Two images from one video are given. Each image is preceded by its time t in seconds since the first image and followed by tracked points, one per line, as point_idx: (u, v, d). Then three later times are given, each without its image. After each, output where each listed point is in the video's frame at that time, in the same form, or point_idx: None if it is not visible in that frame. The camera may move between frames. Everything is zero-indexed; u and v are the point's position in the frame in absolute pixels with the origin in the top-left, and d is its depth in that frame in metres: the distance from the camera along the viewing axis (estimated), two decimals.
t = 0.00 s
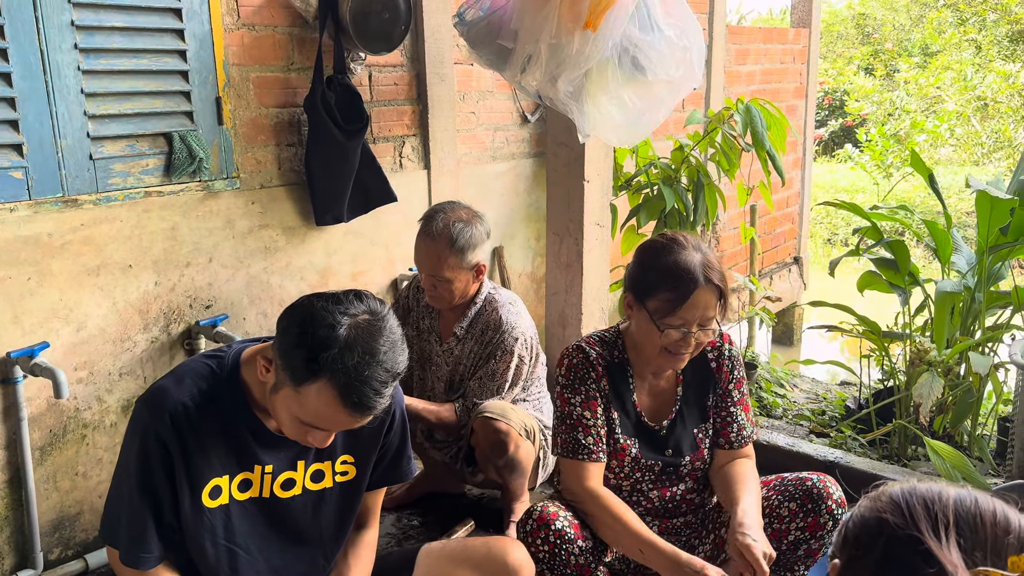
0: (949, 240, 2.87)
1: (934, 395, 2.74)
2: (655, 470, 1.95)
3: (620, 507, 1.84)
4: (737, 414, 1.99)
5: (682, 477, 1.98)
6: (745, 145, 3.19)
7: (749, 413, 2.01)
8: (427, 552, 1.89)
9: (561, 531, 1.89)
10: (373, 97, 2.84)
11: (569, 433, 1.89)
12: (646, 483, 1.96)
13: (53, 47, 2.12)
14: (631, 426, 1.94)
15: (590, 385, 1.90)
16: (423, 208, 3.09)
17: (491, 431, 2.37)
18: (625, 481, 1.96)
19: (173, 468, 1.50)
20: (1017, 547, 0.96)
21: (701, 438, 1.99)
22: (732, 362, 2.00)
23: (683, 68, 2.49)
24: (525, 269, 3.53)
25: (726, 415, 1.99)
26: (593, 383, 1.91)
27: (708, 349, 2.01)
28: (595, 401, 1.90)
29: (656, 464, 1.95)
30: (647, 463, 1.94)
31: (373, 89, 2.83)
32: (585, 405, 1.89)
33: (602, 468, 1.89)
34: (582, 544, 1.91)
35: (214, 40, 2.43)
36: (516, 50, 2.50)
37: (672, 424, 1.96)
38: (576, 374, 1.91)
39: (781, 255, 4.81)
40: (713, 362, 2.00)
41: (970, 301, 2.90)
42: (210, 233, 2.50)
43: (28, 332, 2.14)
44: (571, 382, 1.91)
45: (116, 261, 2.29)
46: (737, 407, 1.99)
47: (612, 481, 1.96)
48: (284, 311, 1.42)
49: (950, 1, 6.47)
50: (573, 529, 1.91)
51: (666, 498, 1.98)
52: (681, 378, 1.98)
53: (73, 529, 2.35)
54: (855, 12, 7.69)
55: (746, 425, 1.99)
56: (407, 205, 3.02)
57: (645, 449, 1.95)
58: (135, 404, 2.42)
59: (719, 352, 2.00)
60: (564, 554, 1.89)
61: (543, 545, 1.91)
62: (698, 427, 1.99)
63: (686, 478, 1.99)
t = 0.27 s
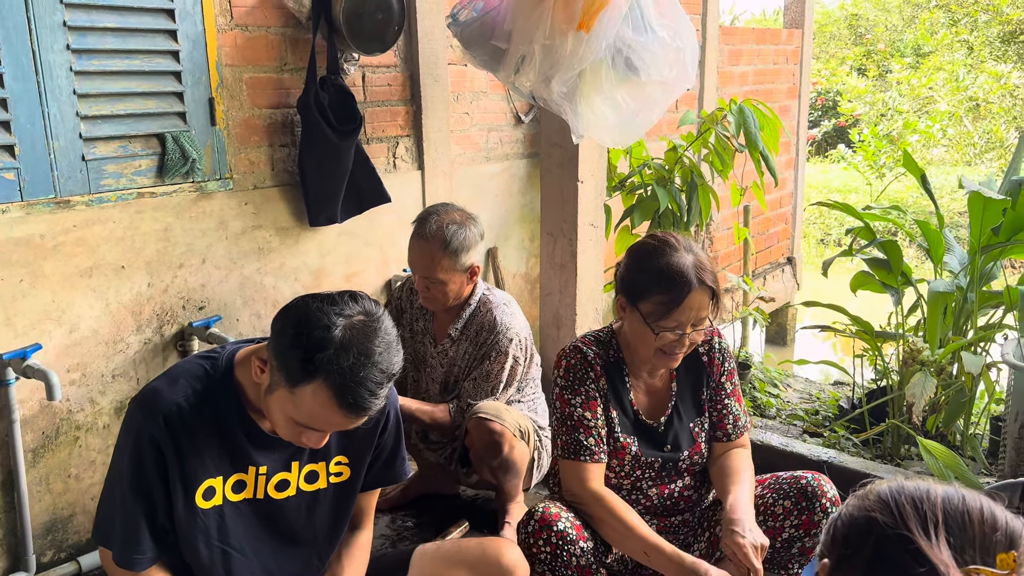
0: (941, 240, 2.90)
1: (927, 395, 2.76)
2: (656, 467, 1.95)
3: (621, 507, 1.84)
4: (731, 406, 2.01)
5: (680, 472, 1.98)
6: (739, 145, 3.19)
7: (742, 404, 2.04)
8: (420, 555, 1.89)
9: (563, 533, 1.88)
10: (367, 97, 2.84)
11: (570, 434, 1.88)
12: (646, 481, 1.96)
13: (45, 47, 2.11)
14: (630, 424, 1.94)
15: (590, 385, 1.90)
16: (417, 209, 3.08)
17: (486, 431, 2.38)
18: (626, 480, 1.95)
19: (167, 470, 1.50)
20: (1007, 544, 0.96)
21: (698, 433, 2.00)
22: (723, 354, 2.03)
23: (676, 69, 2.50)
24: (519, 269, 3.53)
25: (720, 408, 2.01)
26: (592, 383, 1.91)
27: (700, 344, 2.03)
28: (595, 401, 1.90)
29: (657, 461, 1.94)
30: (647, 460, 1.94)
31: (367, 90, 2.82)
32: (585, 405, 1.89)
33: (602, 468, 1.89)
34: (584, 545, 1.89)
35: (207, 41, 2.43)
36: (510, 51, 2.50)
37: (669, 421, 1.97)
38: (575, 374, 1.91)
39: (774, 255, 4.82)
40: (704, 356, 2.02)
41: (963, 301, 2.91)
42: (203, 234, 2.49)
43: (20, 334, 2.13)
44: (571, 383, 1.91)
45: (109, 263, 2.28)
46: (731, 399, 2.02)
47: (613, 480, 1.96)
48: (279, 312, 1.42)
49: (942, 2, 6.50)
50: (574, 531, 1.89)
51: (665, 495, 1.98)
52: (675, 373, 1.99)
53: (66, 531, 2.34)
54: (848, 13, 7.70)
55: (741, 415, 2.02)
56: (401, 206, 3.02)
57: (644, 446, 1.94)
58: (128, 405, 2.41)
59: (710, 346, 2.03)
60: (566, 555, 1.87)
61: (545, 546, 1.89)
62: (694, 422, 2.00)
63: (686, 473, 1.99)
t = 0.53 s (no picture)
0: (934, 241, 2.93)
1: (920, 395, 2.78)
2: (652, 465, 1.96)
3: (615, 507, 1.85)
4: (723, 402, 2.04)
5: (677, 469, 1.99)
6: (733, 147, 3.20)
7: (733, 400, 2.07)
8: (417, 555, 1.90)
9: (556, 531, 1.88)
10: (363, 98, 2.84)
11: (567, 434, 1.89)
12: (642, 480, 1.96)
13: (41, 48, 2.10)
14: (626, 422, 1.95)
15: (586, 385, 1.91)
16: (413, 210, 3.09)
17: (481, 432, 2.38)
18: (623, 478, 1.96)
19: (164, 469, 1.50)
20: (990, 540, 0.97)
21: (693, 429, 2.02)
22: (716, 352, 2.04)
23: (671, 71, 2.51)
24: (514, 270, 3.53)
25: (714, 405, 2.04)
26: (589, 382, 1.91)
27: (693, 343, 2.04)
28: (592, 401, 1.90)
29: (652, 459, 1.95)
30: (643, 458, 1.94)
31: (362, 91, 2.83)
32: (582, 405, 1.89)
33: (598, 468, 1.89)
34: (577, 544, 1.89)
35: (202, 42, 2.43)
36: (505, 53, 2.50)
37: (664, 418, 1.98)
38: (572, 374, 1.91)
39: (768, 256, 4.84)
40: (698, 355, 2.03)
41: (956, 302, 2.92)
42: (199, 234, 2.49)
43: (15, 334, 2.13)
44: (568, 383, 1.91)
45: (104, 263, 2.28)
46: (723, 396, 2.04)
47: (610, 479, 1.96)
48: (276, 311, 1.42)
49: (935, 4, 6.52)
50: (568, 529, 1.90)
51: (660, 493, 1.99)
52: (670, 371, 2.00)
53: (61, 532, 2.34)
54: (841, 15, 7.73)
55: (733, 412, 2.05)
56: (397, 207, 3.02)
57: (640, 444, 1.95)
58: (123, 406, 2.41)
59: (703, 344, 2.04)
60: (559, 553, 1.87)
61: (538, 544, 1.89)
62: (689, 419, 2.02)
63: (681, 470, 2.00)
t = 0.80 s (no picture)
0: (928, 244, 2.93)
1: (914, 397, 2.80)
2: (645, 464, 1.97)
3: (607, 509, 1.86)
4: (717, 400, 2.06)
5: (670, 469, 2.00)
6: (729, 150, 3.24)
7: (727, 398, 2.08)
8: (411, 555, 1.91)
9: (549, 530, 1.89)
10: (359, 100, 2.85)
11: (560, 434, 1.90)
12: (636, 479, 1.98)
13: (38, 49, 2.11)
14: (619, 422, 1.96)
15: (580, 386, 1.92)
16: (409, 211, 3.09)
17: (479, 432, 2.39)
18: (616, 477, 1.97)
19: (159, 468, 1.51)
20: (978, 537, 1.00)
21: (687, 428, 2.02)
22: (709, 351, 2.07)
23: (665, 74, 2.52)
24: (510, 272, 3.54)
25: (708, 404, 2.05)
26: (582, 383, 1.92)
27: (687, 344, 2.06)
28: (585, 402, 1.91)
29: (646, 459, 1.96)
30: (636, 458, 1.95)
31: (359, 93, 2.84)
32: (575, 406, 1.91)
33: (592, 468, 1.90)
34: (570, 544, 1.90)
35: (200, 43, 2.44)
36: (502, 55, 2.52)
37: (658, 417, 1.99)
38: (565, 375, 1.92)
39: (763, 258, 4.85)
40: (692, 355, 2.06)
41: (949, 304, 2.95)
42: (195, 235, 2.50)
43: (11, 335, 2.13)
44: (562, 384, 1.92)
45: (100, 264, 2.29)
46: (717, 393, 2.06)
47: (604, 479, 1.97)
48: (272, 311, 1.43)
49: (930, 8, 6.55)
50: (561, 528, 1.91)
51: (653, 493, 2.00)
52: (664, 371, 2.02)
53: (56, 532, 2.34)
54: (837, 18, 7.68)
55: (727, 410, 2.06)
56: (393, 208, 3.03)
57: (633, 444, 1.96)
58: (119, 406, 2.42)
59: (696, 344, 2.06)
60: (552, 553, 1.89)
61: (531, 544, 1.90)
62: (683, 418, 2.03)
63: (675, 469, 2.01)
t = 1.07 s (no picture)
0: (921, 249, 2.96)
1: (907, 400, 2.82)
2: (635, 467, 1.98)
3: (599, 511, 1.87)
4: (706, 407, 2.06)
5: (660, 472, 2.02)
6: (724, 154, 3.25)
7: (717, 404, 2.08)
8: (406, 557, 1.91)
9: (542, 532, 1.90)
10: (356, 104, 2.87)
11: (553, 435, 1.91)
12: (626, 482, 1.99)
13: (37, 53, 2.12)
14: (610, 425, 1.98)
15: (575, 389, 1.94)
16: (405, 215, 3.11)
17: (471, 436, 2.41)
18: (607, 479, 1.98)
19: (155, 470, 1.52)
20: (958, 538, 1.01)
21: (677, 432, 2.04)
22: (700, 356, 2.08)
23: (660, 79, 2.54)
24: (506, 275, 3.55)
25: (696, 410, 2.06)
26: (578, 385, 1.94)
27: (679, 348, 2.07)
28: (580, 404, 1.93)
29: (636, 462, 1.98)
30: (626, 461, 1.97)
31: (356, 97, 2.85)
32: (571, 407, 1.92)
33: (585, 470, 1.92)
34: (563, 545, 1.91)
35: (197, 48, 2.45)
36: (498, 60, 2.53)
37: (648, 421, 2.01)
38: (561, 377, 1.94)
39: (759, 262, 4.86)
40: (684, 360, 2.06)
41: (942, 307, 2.95)
42: (192, 238, 2.51)
43: (9, 337, 2.14)
44: (557, 386, 1.94)
45: (98, 267, 2.30)
46: (706, 400, 2.06)
47: (597, 482, 1.99)
48: (267, 315, 1.44)
49: (928, 12, 6.55)
50: (554, 530, 1.92)
51: (643, 496, 2.02)
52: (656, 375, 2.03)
53: (53, 533, 2.36)
54: (835, 22, 7.56)
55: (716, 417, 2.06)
56: (389, 212, 3.04)
57: (623, 448, 1.98)
58: (116, 408, 2.43)
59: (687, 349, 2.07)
60: (545, 554, 1.90)
61: (524, 545, 1.91)
62: (673, 422, 2.05)
63: (664, 473, 2.03)
